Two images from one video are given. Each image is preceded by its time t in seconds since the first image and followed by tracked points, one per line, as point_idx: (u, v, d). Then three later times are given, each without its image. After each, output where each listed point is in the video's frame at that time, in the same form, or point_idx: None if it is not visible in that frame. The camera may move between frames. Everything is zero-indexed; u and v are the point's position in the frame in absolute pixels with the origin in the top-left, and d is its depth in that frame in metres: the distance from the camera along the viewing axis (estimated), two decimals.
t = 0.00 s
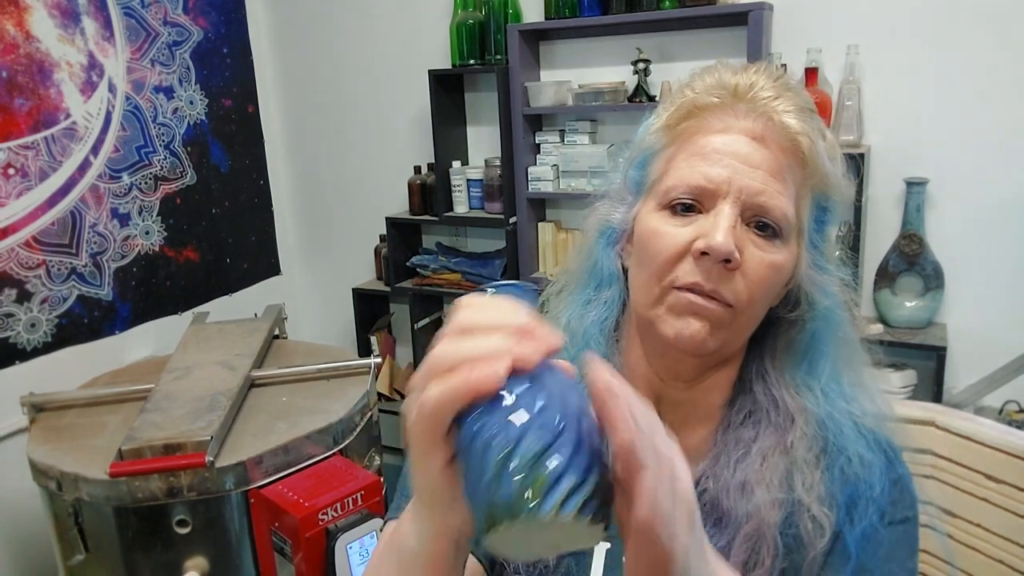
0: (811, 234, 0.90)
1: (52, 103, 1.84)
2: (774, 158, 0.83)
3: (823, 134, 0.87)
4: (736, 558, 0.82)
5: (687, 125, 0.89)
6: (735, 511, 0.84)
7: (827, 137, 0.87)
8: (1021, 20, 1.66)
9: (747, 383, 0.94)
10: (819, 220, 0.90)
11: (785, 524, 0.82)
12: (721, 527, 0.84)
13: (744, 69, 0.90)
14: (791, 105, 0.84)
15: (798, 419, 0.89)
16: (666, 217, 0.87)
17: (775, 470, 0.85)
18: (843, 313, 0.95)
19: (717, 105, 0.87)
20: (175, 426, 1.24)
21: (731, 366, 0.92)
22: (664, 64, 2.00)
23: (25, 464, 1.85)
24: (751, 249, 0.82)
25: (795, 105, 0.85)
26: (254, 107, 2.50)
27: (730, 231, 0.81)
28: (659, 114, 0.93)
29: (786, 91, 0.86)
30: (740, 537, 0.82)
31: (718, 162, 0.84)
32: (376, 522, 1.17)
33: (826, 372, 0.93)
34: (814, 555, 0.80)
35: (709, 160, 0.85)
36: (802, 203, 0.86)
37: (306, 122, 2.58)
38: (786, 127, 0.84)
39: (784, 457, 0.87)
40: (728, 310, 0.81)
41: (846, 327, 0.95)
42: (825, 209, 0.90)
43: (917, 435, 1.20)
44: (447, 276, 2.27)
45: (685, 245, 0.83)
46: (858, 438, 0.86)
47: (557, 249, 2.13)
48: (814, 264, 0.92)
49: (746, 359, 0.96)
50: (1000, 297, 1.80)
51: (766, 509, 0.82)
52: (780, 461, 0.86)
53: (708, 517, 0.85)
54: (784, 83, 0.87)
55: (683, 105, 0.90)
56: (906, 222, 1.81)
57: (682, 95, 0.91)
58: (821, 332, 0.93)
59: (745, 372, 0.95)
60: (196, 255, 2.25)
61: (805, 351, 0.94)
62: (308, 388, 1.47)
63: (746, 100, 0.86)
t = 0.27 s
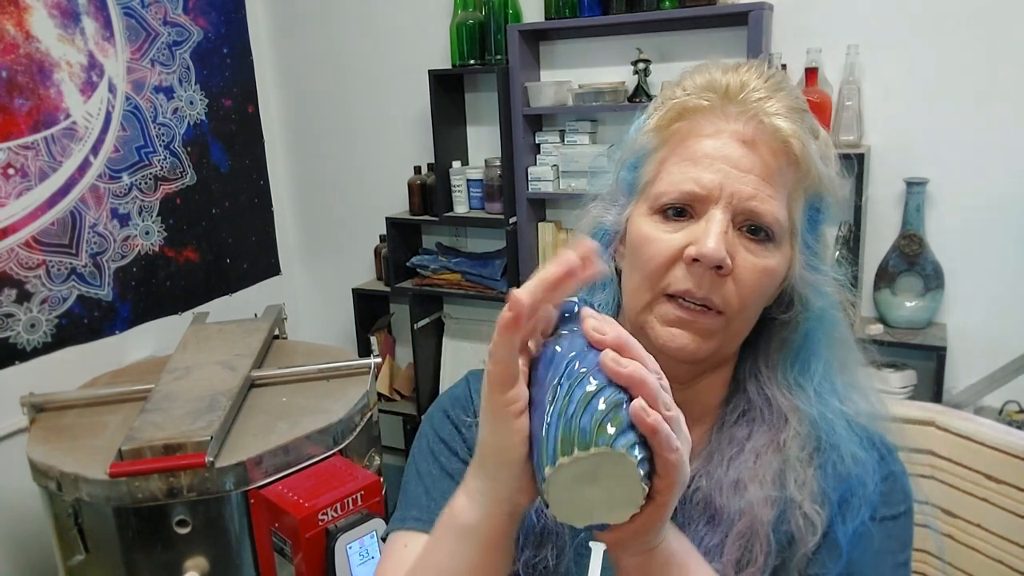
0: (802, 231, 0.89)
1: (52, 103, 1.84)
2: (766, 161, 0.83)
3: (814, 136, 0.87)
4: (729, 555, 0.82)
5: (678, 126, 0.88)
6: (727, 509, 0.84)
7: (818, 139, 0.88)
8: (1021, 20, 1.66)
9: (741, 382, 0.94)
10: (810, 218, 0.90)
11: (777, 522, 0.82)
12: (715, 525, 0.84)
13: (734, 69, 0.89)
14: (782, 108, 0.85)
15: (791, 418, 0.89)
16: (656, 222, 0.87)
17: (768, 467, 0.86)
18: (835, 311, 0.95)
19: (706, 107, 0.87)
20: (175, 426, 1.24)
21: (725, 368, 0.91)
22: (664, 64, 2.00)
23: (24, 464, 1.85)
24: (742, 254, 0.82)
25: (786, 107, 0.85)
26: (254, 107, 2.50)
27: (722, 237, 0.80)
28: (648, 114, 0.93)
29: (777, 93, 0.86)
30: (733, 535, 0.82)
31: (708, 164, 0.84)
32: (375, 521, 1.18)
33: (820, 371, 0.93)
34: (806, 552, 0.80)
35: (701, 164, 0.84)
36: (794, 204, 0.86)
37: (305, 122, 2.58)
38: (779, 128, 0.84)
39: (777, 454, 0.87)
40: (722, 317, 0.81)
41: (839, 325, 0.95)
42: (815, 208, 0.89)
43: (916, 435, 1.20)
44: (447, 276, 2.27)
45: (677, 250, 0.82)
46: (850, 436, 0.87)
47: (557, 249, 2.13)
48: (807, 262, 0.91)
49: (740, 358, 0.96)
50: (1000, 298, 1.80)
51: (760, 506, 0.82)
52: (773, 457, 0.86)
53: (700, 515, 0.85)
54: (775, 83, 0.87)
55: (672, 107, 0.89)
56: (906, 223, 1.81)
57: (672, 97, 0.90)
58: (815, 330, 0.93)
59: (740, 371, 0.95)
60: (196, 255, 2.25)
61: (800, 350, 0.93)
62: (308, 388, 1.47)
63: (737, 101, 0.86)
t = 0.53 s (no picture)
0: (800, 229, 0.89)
1: (51, 103, 1.84)
2: (761, 163, 0.83)
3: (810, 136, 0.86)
4: (736, 562, 0.81)
5: (673, 128, 0.88)
6: (733, 515, 0.83)
7: (815, 139, 0.87)
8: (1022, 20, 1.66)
9: (741, 385, 0.94)
10: (808, 214, 0.89)
11: (783, 528, 0.82)
12: (720, 531, 0.84)
13: (729, 69, 0.89)
14: (778, 108, 0.85)
15: (793, 421, 0.89)
16: (652, 228, 0.86)
17: (772, 472, 0.86)
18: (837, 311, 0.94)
19: (701, 109, 0.86)
20: (175, 426, 1.23)
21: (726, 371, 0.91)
22: (664, 64, 2.00)
23: (24, 464, 1.85)
24: (739, 259, 0.82)
25: (781, 107, 0.85)
26: (254, 107, 2.49)
27: (720, 242, 0.80)
28: (643, 115, 0.92)
29: (773, 94, 0.86)
30: (739, 541, 0.82)
31: (705, 169, 0.83)
32: (376, 521, 1.18)
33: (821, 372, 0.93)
34: (812, 558, 0.80)
35: (696, 168, 0.84)
36: (790, 205, 0.85)
37: (305, 122, 2.58)
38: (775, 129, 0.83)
39: (780, 458, 0.87)
40: (721, 323, 0.81)
41: (840, 325, 0.95)
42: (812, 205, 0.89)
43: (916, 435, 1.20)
44: (447, 276, 2.27)
45: (675, 257, 0.82)
46: (853, 439, 0.87)
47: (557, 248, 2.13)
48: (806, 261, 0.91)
49: (741, 359, 0.96)
50: (1000, 297, 1.80)
51: (765, 512, 0.82)
52: (776, 462, 0.86)
53: (705, 522, 0.85)
54: (770, 84, 0.87)
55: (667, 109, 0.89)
56: (906, 223, 1.81)
57: (667, 100, 0.89)
58: (816, 330, 0.93)
59: (741, 372, 0.95)
60: (196, 256, 2.25)
61: (800, 350, 0.93)
62: (308, 388, 1.47)
63: (732, 103, 0.85)
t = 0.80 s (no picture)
0: (804, 227, 0.88)
1: (51, 103, 1.84)
2: (755, 166, 0.82)
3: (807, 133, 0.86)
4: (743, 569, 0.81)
5: (667, 130, 0.88)
6: (739, 521, 0.83)
7: (811, 136, 0.87)
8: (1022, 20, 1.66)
9: (745, 387, 0.94)
10: (811, 210, 0.88)
11: (789, 534, 0.82)
12: (726, 537, 0.83)
13: (720, 69, 0.89)
14: (772, 108, 0.84)
15: (798, 424, 0.90)
16: (648, 234, 0.86)
17: (777, 477, 0.86)
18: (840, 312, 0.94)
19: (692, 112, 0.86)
20: (175, 426, 1.23)
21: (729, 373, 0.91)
22: (664, 64, 2.00)
23: (24, 464, 1.85)
24: (736, 264, 0.82)
25: (775, 106, 0.85)
26: (254, 107, 2.49)
27: (715, 248, 0.80)
28: (636, 117, 0.92)
29: (765, 93, 0.86)
30: (744, 548, 0.82)
31: (698, 174, 0.83)
32: (375, 521, 1.18)
33: (824, 374, 0.93)
34: (818, 564, 0.81)
35: (691, 173, 0.84)
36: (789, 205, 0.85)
37: (305, 122, 2.57)
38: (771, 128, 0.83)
39: (785, 463, 0.87)
40: (718, 327, 0.81)
41: (844, 326, 0.94)
42: (817, 202, 0.88)
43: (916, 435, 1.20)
44: (447, 276, 2.27)
45: (671, 264, 0.82)
46: (856, 445, 0.87)
47: (557, 248, 2.13)
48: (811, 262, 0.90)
49: (742, 360, 0.96)
50: (1000, 297, 1.80)
51: (772, 518, 0.82)
52: (781, 468, 0.87)
53: (710, 528, 0.84)
54: (764, 83, 0.87)
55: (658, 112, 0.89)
56: (906, 223, 1.81)
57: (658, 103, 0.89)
58: (819, 332, 0.93)
59: (743, 373, 0.95)
60: (196, 256, 2.25)
61: (803, 352, 0.93)
62: (308, 388, 1.47)
63: (723, 104, 0.85)
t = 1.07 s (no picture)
0: (801, 234, 0.82)
1: (51, 103, 1.84)
2: (692, 184, 0.73)
3: (757, 123, 0.78)
4: None
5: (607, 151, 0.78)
6: (759, 541, 0.84)
7: (762, 132, 0.78)
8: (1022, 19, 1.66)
9: (748, 395, 0.91)
10: (800, 213, 0.81)
11: (810, 553, 0.84)
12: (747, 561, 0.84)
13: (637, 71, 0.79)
14: (706, 105, 0.76)
15: (807, 435, 0.90)
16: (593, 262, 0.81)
17: (793, 495, 0.86)
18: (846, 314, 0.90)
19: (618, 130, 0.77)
20: (175, 426, 1.23)
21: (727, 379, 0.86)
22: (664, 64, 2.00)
23: (24, 464, 1.85)
24: (676, 287, 0.75)
25: (710, 103, 0.76)
26: (254, 107, 2.49)
27: (647, 275, 0.74)
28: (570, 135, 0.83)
29: (694, 89, 0.77)
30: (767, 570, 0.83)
31: (629, 202, 0.74)
32: (376, 521, 1.18)
33: (831, 378, 0.91)
34: None
35: (620, 201, 0.75)
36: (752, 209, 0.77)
37: (306, 122, 2.57)
38: (713, 125, 0.75)
39: (799, 478, 0.87)
40: (673, 349, 0.76)
41: (852, 327, 0.90)
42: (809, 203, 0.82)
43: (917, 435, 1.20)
44: (447, 276, 2.27)
45: (612, 297, 0.78)
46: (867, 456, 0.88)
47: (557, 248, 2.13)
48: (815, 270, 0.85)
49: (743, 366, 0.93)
50: (1000, 297, 1.80)
51: (792, 540, 0.83)
52: (796, 484, 0.87)
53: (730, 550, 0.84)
54: (693, 75, 0.77)
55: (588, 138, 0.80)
56: (906, 223, 1.81)
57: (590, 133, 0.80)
58: (825, 337, 0.89)
59: (745, 379, 0.92)
60: (196, 256, 2.25)
61: (805, 354, 0.91)
62: (308, 388, 1.47)
63: (657, 117, 0.76)
